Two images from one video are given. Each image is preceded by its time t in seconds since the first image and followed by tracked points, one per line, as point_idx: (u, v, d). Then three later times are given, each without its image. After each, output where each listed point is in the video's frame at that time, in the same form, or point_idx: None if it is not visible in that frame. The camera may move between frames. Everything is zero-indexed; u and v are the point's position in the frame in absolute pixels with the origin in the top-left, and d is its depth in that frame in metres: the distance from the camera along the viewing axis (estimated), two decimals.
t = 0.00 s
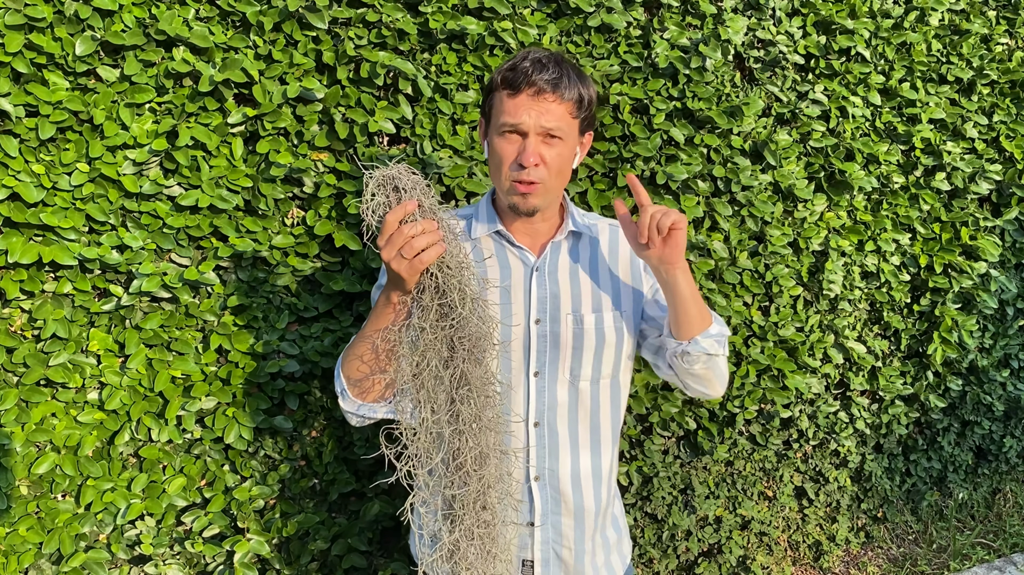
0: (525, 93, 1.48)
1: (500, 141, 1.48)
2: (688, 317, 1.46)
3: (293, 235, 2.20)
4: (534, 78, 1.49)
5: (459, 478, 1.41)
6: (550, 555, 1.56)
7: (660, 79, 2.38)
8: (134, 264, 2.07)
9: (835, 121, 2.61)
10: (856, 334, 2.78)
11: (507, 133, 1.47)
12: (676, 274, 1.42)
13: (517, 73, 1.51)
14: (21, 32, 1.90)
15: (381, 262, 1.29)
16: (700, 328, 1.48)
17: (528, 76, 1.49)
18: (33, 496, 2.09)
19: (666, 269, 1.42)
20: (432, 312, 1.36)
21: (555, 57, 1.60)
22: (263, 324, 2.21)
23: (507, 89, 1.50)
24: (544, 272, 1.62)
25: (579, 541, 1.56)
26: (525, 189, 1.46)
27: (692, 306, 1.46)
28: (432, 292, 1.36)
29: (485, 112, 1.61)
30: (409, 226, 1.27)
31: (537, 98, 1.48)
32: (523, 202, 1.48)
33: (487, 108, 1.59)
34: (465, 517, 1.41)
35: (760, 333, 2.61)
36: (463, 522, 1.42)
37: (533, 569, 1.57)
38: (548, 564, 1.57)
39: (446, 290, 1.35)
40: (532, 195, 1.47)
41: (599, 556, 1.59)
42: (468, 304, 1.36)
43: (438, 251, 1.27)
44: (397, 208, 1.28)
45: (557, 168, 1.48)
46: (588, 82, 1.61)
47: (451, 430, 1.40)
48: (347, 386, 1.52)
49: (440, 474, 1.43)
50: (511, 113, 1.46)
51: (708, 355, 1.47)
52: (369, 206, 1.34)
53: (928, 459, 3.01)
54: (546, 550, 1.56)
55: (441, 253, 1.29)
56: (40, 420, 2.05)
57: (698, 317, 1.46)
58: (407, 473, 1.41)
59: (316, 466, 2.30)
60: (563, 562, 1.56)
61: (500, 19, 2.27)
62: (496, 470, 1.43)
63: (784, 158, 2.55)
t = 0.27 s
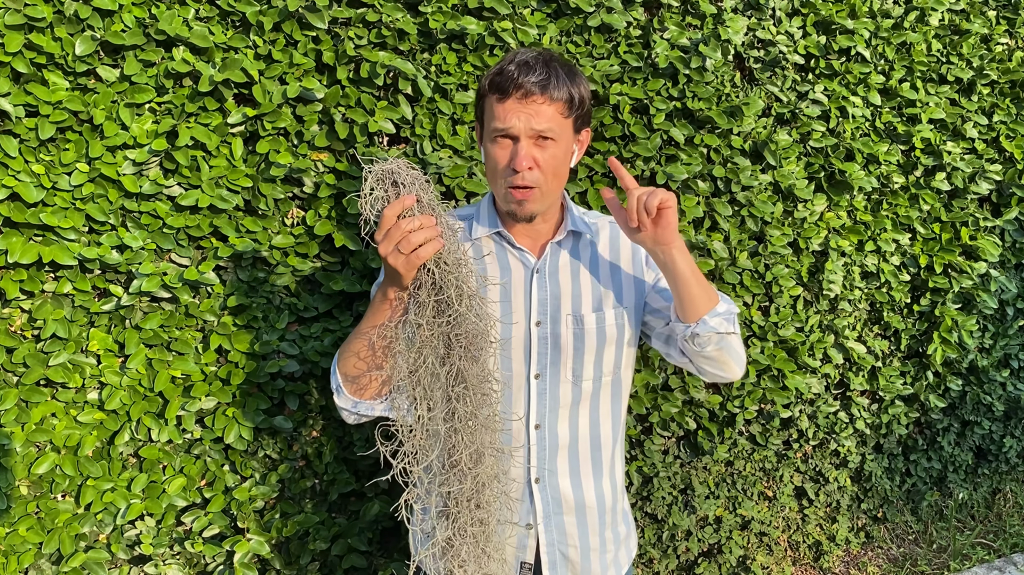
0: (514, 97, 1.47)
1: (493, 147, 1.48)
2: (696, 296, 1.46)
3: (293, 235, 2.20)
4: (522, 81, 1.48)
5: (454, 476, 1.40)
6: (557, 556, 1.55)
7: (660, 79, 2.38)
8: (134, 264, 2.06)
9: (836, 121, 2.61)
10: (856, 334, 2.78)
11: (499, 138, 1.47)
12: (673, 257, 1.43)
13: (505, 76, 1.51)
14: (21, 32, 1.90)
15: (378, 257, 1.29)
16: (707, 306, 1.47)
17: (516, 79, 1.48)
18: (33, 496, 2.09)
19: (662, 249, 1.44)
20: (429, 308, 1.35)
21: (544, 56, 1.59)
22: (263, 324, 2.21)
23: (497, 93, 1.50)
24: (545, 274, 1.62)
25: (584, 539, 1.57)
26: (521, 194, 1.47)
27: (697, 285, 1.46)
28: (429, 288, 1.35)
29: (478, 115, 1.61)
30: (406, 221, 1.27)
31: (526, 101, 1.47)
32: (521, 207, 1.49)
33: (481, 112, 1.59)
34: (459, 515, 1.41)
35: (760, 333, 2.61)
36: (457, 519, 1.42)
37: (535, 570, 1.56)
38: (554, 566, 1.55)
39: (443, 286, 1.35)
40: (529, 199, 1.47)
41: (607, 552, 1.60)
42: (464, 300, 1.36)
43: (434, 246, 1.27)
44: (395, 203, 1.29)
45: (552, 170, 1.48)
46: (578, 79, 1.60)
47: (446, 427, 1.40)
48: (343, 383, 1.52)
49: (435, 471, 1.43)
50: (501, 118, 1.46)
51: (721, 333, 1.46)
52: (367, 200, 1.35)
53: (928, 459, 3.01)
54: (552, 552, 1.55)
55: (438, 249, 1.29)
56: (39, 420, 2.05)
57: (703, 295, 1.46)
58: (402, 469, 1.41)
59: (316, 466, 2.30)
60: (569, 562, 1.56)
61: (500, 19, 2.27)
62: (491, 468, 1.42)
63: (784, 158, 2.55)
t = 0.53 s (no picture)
0: (511, 104, 1.46)
1: (492, 154, 1.47)
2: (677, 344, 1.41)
3: (293, 235, 2.20)
4: (520, 87, 1.46)
5: (451, 481, 1.40)
6: (555, 559, 1.55)
7: (660, 79, 2.38)
8: (134, 264, 2.07)
9: (835, 121, 2.61)
10: (856, 333, 2.78)
11: (498, 147, 1.46)
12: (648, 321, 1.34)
13: (503, 81, 1.49)
14: (20, 32, 1.90)
15: (377, 260, 1.29)
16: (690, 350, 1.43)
17: (513, 84, 1.47)
18: (33, 496, 2.09)
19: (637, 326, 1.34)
20: (427, 311, 1.35)
21: (542, 59, 1.56)
22: (263, 324, 2.21)
23: (494, 99, 1.48)
24: (546, 277, 1.63)
25: (583, 543, 1.56)
26: (522, 202, 1.46)
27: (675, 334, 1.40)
28: (427, 291, 1.35)
29: (477, 120, 1.60)
30: (405, 223, 1.27)
31: (523, 107, 1.46)
32: (522, 213, 1.48)
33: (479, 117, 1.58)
34: (454, 521, 1.40)
35: (760, 333, 2.61)
36: (452, 525, 1.41)
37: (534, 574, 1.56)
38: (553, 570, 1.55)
39: (441, 289, 1.35)
40: (530, 206, 1.47)
41: (607, 557, 1.59)
42: (462, 303, 1.35)
43: (433, 249, 1.26)
44: (393, 205, 1.29)
45: (552, 176, 1.48)
46: (578, 81, 1.57)
47: (443, 431, 1.40)
48: (343, 385, 1.52)
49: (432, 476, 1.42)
50: (500, 125, 1.45)
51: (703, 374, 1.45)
52: (366, 202, 1.35)
53: (928, 459, 3.01)
54: (551, 555, 1.55)
55: (437, 251, 1.28)
56: (40, 420, 2.05)
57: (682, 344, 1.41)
58: (398, 473, 1.41)
59: (316, 466, 2.30)
60: (568, 565, 1.56)
61: (500, 19, 2.27)
62: (487, 474, 1.41)
63: (784, 158, 2.55)
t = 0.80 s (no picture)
0: (518, 110, 1.44)
1: (497, 159, 1.47)
2: (662, 400, 1.40)
3: (293, 235, 2.20)
4: (527, 93, 1.44)
5: (453, 490, 1.40)
6: (549, 563, 1.57)
7: (660, 79, 2.38)
8: (134, 264, 2.06)
9: (835, 121, 2.61)
10: (856, 333, 2.78)
11: (504, 153, 1.46)
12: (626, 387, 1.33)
13: (510, 85, 1.47)
14: (20, 32, 1.90)
15: (378, 267, 1.29)
16: (674, 406, 1.41)
17: (520, 89, 1.44)
18: (33, 496, 2.08)
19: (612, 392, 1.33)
20: (428, 320, 1.35)
21: (550, 61, 1.54)
22: (263, 324, 2.21)
23: (501, 104, 1.46)
24: (547, 284, 1.62)
25: (579, 551, 1.56)
26: (526, 208, 1.47)
27: (657, 393, 1.37)
28: (428, 299, 1.35)
29: (483, 121, 1.59)
30: (405, 230, 1.26)
31: (530, 113, 1.44)
32: (526, 219, 1.49)
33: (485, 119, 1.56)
34: (457, 530, 1.40)
35: (760, 333, 2.61)
36: (456, 535, 1.41)
37: None
38: None
39: (442, 296, 1.35)
40: (534, 213, 1.48)
41: (602, 566, 1.59)
42: (463, 311, 1.35)
43: (434, 257, 1.27)
44: (393, 212, 1.28)
45: (558, 182, 1.47)
46: (585, 84, 1.55)
47: (445, 440, 1.39)
48: (345, 391, 1.52)
49: (434, 485, 1.42)
50: (505, 131, 1.44)
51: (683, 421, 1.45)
52: (366, 209, 1.34)
53: (928, 459, 3.01)
54: (546, 560, 1.57)
55: (438, 258, 1.28)
56: (39, 420, 2.05)
57: (666, 403, 1.39)
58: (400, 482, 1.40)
59: (316, 466, 2.30)
60: (563, 571, 1.57)
61: (500, 20, 2.27)
62: (490, 482, 1.41)
63: (784, 158, 2.55)
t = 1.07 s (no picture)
0: (522, 108, 1.44)
1: (500, 157, 1.47)
2: (664, 402, 1.40)
3: (293, 235, 2.20)
4: (531, 91, 1.44)
5: (458, 489, 1.40)
6: (548, 563, 1.57)
7: (660, 79, 2.38)
8: (133, 264, 2.06)
9: (835, 121, 2.62)
10: (856, 333, 2.78)
11: (507, 151, 1.46)
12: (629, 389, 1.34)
13: (514, 83, 1.47)
14: (20, 32, 1.89)
15: (379, 265, 1.28)
16: (675, 408, 1.41)
17: (525, 87, 1.44)
18: (33, 496, 2.08)
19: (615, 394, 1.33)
20: (430, 318, 1.35)
21: (554, 59, 1.54)
22: (263, 324, 2.21)
23: (505, 101, 1.46)
24: (548, 282, 1.62)
25: (578, 550, 1.56)
26: (528, 206, 1.47)
27: (659, 395, 1.38)
28: (429, 297, 1.35)
29: (485, 118, 1.58)
30: (406, 229, 1.26)
31: (534, 112, 1.44)
32: (527, 217, 1.49)
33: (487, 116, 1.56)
34: (463, 529, 1.40)
35: (760, 333, 2.61)
36: (463, 534, 1.41)
37: None
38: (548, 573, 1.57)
39: (443, 295, 1.35)
40: (536, 211, 1.47)
41: (601, 565, 1.59)
42: (464, 308, 1.35)
43: (434, 255, 1.27)
44: (394, 210, 1.28)
45: (560, 181, 1.47)
46: (589, 83, 1.55)
47: (448, 439, 1.39)
48: (346, 390, 1.51)
49: (438, 484, 1.42)
50: (509, 129, 1.44)
51: (683, 422, 1.45)
52: (366, 208, 1.34)
53: (928, 459, 3.01)
54: (545, 558, 1.57)
55: (439, 256, 1.28)
56: (39, 420, 2.05)
57: (669, 403, 1.39)
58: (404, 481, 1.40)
59: (316, 466, 2.30)
60: (562, 570, 1.57)
61: (500, 19, 2.26)
62: (494, 480, 1.41)
63: (784, 158, 2.55)
